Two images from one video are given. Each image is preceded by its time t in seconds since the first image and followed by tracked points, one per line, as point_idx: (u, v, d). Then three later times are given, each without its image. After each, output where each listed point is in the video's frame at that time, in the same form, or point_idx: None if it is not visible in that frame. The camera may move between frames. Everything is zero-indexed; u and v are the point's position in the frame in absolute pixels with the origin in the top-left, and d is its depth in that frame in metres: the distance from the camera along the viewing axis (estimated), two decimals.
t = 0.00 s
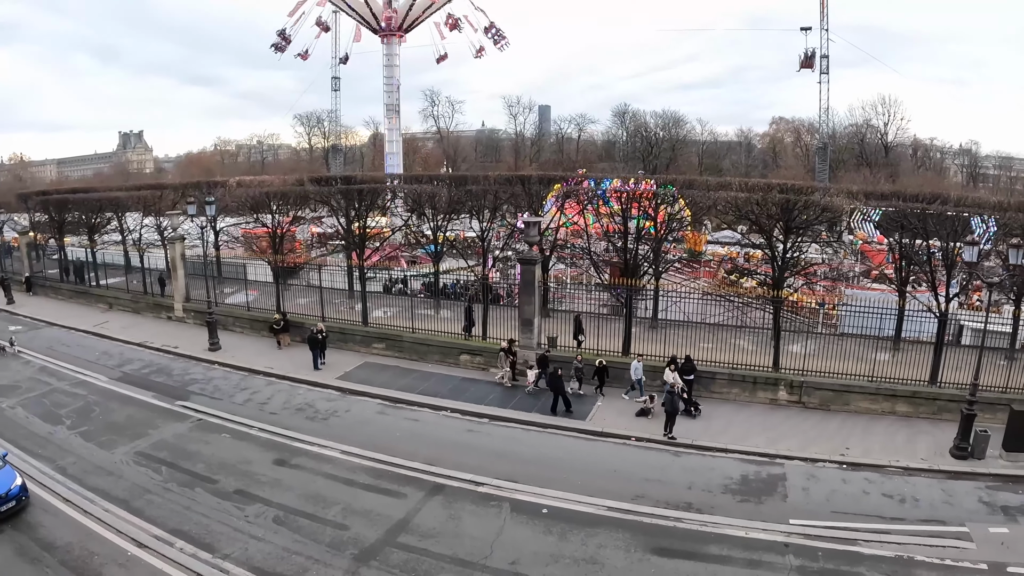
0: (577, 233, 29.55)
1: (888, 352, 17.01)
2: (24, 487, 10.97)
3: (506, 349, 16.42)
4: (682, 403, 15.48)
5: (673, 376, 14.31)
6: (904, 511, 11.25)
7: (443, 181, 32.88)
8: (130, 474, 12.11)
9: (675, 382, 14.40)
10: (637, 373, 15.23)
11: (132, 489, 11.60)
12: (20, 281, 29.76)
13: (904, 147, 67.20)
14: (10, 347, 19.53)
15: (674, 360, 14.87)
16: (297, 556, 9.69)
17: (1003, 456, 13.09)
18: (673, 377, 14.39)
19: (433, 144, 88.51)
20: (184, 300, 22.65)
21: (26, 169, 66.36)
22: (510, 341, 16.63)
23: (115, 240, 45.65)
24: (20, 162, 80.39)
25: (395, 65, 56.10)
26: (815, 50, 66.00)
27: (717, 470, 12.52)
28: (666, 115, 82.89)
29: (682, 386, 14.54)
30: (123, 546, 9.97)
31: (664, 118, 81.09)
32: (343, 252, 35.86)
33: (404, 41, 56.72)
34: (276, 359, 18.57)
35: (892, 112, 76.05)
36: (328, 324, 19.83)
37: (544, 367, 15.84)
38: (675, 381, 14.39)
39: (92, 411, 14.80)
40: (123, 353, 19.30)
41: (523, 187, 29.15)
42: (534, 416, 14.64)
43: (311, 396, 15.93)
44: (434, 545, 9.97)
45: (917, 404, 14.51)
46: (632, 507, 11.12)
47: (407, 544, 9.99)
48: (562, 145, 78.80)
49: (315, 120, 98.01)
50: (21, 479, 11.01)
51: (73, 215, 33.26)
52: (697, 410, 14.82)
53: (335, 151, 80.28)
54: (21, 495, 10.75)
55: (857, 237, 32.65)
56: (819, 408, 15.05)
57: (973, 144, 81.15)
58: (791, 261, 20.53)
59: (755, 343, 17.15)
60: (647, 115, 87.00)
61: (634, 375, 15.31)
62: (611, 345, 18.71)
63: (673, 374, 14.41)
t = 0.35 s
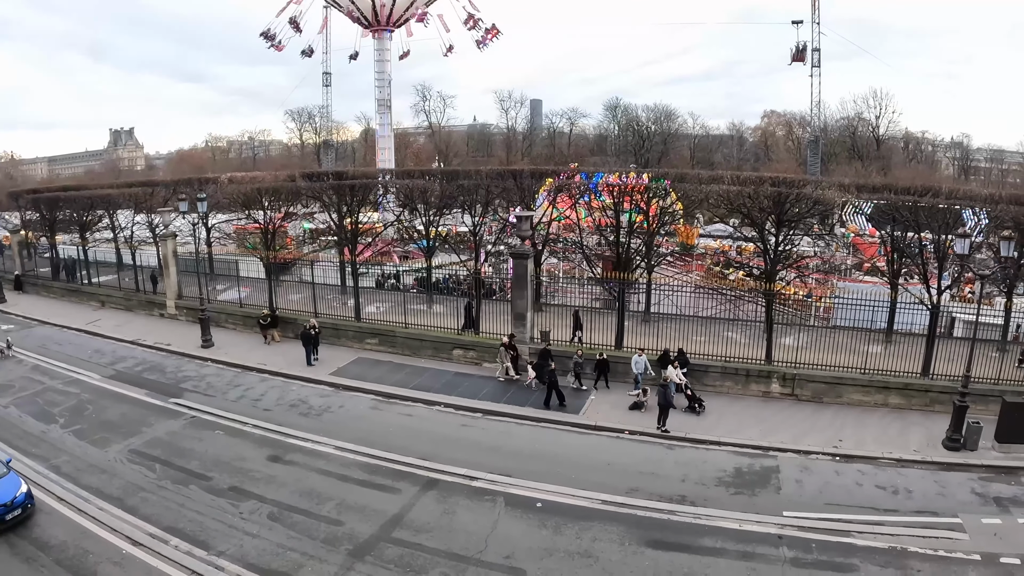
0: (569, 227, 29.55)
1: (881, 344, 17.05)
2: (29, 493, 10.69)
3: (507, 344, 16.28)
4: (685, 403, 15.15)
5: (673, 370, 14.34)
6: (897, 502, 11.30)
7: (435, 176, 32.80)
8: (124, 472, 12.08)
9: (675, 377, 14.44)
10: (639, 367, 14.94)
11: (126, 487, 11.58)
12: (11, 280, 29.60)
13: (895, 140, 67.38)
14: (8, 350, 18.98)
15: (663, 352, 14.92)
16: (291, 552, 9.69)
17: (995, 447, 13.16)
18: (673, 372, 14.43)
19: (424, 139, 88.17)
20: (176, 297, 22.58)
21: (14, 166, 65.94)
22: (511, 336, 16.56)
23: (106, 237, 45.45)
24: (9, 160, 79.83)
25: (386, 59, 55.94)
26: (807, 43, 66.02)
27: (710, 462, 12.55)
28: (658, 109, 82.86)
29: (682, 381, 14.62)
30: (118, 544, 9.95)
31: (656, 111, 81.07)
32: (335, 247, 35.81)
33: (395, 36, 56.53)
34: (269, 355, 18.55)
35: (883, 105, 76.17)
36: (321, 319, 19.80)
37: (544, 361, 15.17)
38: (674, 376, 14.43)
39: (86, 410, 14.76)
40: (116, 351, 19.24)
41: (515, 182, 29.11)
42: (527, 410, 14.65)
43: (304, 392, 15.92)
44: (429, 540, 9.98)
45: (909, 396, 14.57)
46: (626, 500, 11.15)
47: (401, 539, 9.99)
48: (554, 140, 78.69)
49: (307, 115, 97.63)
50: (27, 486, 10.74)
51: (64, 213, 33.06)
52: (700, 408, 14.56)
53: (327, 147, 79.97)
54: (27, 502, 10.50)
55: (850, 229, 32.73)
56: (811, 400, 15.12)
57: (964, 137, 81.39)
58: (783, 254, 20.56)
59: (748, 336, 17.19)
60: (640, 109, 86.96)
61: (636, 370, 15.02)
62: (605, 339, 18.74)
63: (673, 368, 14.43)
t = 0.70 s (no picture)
0: (562, 221, 29.56)
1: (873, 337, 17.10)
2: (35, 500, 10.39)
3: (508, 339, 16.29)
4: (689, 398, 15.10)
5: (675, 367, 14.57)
6: (891, 494, 11.36)
7: (427, 172, 32.75)
8: (118, 470, 12.06)
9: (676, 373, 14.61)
10: (642, 363, 14.89)
11: (120, 486, 11.55)
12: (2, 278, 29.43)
13: (887, 133, 67.57)
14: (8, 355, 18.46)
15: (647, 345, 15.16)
16: (286, 549, 9.68)
17: (987, 440, 13.23)
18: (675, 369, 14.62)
19: (417, 135, 87.91)
20: (169, 294, 22.52)
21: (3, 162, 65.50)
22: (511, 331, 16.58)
23: (98, 235, 45.24)
24: None
25: (377, 55, 55.81)
26: (798, 38, 66.09)
27: (704, 455, 12.59)
28: (650, 103, 82.86)
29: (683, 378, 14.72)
30: (113, 542, 9.93)
31: (648, 106, 81.08)
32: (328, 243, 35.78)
33: (386, 31, 56.38)
34: (263, 352, 18.52)
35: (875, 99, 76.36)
36: (314, 316, 19.77)
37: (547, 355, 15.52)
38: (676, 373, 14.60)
39: (79, 408, 14.71)
40: (108, 349, 19.18)
41: (507, 176, 29.10)
42: (521, 405, 14.66)
43: (297, 388, 15.91)
44: (424, 535, 9.99)
45: (902, 388, 14.63)
46: (620, 494, 11.18)
47: (396, 535, 10.00)
48: (546, 135, 78.63)
49: (299, 111, 97.27)
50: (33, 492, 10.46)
51: (56, 211, 32.88)
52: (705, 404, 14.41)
53: (319, 143, 79.74)
54: (35, 510, 10.25)
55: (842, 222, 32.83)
56: (804, 393, 15.17)
57: (955, 130, 81.68)
58: (775, 247, 20.62)
59: (741, 330, 17.23)
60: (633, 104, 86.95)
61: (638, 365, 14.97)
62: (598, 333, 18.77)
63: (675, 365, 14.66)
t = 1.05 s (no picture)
0: (554, 215, 29.59)
1: (866, 329, 17.14)
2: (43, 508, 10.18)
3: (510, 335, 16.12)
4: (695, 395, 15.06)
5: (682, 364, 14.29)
6: (885, 487, 11.41)
7: (419, 167, 32.72)
8: (112, 468, 12.02)
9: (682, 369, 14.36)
10: (645, 360, 14.77)
11: (114, 484, 11.52)
12: None
13: (879, 126, 67.74)
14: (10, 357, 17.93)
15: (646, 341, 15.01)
16: (281, 545, 9.67)
17: (980, 432, 13.29)
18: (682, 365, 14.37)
19: (409, 130, 87.68)
20: (162, 292, 22.46)
21: None
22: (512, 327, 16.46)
23: (89, 233, 45.03)
24: None
25: (368, 50, 55.66)
26: (790, 32, 66.19)
27: (698, 449, 12.62)
28: (643, 97, 82.86)
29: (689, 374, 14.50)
30: (107, 541, 9.90)
31: (641, 100, 81.09)
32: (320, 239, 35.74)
33: (376, 27, 56.28)
34: (256, 348, 18.49)
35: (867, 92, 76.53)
36: (307, 312, 19.75)
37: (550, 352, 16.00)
38: (682, 369, 14.36)
39: (73, 407, 14.66)
40: (101, 347, 19.11)
41: (499, 171, 29.09)
42: (514, 399, 14.67)
43: (291, 385, 15.89)
44: (419, 531, 9.99)
45: (895, 380, 14.68)
46: (614, 488, 11.20)
47: (391, 531, 10.00)
48: (539, 130, 78.59)
49: (291, 107, 96.96)
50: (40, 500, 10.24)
51: (47, 209, 32.69)
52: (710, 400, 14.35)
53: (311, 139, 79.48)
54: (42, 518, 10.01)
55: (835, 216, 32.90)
56: (798, 386, 15.22)
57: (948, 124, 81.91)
58: (768, 241, 20.69)
59: (734, 323, 17.28)
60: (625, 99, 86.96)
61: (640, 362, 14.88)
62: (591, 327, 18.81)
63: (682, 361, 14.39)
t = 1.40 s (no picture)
0: (547, 210, 29.61)
1: (859, 322, 17.19)
2: (51, 515, 9.92)
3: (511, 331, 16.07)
4: (701, 390, 14.96)
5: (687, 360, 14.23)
6: (878, 479, 11.46)
7: (412, 162, 32.71)
8: (107, 466, 11.99)
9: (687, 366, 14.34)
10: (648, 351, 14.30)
11: (108, 482, 11.49)
12: None
13: (872, 120, 67.88)
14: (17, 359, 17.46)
15: (646, 334, 14.72)
16: (276, 542, 9.67)
17: (973, 424, 13.35)
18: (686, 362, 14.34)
19: (402, 125, 87.55)
20: (155, 289, 22.43)
21: None
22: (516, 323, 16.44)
23: (82, 230, 44.88)
24: None
25: (360, 45, 55.51)
26: (783, 26, 66.23)
27: (692, 443, 12.66)
28: (636, 91, 82.81)
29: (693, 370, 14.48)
30: (102, 539, 9.88)
31: (634, 94, 81.04)
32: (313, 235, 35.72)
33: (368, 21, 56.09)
34: (250, 345, 18.48)
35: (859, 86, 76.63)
36: (301, 308, 19.72)
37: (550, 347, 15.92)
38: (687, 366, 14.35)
39: (67, 405, 14.62)
40: (95, 345, 19.07)
41: (492, 166, 29.05)
42: (509, 394, 14.68)
43: (285, 381, 15.88)
44: (414, 526, 10.00)
45: (888, 373, 14.74)
46: (609, 482, 11.22)
47: (386, 526, 10.01)
48: (532, 125, 78.53)
49: (283, 103, 96.60)
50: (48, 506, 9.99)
51: (40, 207, 32.55)
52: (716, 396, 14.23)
53: (304, 134, 79.17)
54: (50, 525, 9.76)
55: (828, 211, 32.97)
56: (791, 379, 15.28)
57: (940, 117, 82.13)
58: (761, 234, 20.75)
59: (728, 317, 17.32)
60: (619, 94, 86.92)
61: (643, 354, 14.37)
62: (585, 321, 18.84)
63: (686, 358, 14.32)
